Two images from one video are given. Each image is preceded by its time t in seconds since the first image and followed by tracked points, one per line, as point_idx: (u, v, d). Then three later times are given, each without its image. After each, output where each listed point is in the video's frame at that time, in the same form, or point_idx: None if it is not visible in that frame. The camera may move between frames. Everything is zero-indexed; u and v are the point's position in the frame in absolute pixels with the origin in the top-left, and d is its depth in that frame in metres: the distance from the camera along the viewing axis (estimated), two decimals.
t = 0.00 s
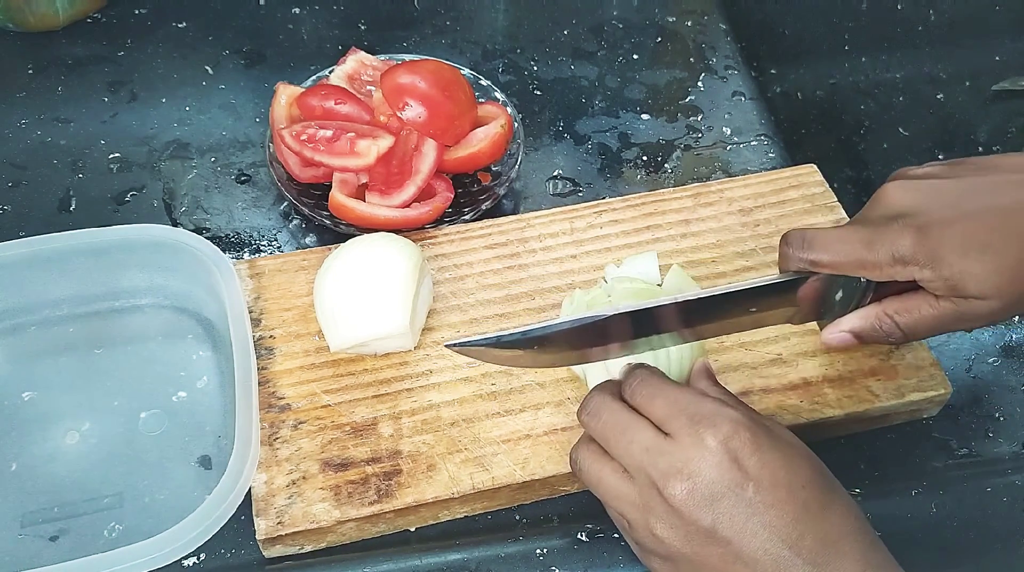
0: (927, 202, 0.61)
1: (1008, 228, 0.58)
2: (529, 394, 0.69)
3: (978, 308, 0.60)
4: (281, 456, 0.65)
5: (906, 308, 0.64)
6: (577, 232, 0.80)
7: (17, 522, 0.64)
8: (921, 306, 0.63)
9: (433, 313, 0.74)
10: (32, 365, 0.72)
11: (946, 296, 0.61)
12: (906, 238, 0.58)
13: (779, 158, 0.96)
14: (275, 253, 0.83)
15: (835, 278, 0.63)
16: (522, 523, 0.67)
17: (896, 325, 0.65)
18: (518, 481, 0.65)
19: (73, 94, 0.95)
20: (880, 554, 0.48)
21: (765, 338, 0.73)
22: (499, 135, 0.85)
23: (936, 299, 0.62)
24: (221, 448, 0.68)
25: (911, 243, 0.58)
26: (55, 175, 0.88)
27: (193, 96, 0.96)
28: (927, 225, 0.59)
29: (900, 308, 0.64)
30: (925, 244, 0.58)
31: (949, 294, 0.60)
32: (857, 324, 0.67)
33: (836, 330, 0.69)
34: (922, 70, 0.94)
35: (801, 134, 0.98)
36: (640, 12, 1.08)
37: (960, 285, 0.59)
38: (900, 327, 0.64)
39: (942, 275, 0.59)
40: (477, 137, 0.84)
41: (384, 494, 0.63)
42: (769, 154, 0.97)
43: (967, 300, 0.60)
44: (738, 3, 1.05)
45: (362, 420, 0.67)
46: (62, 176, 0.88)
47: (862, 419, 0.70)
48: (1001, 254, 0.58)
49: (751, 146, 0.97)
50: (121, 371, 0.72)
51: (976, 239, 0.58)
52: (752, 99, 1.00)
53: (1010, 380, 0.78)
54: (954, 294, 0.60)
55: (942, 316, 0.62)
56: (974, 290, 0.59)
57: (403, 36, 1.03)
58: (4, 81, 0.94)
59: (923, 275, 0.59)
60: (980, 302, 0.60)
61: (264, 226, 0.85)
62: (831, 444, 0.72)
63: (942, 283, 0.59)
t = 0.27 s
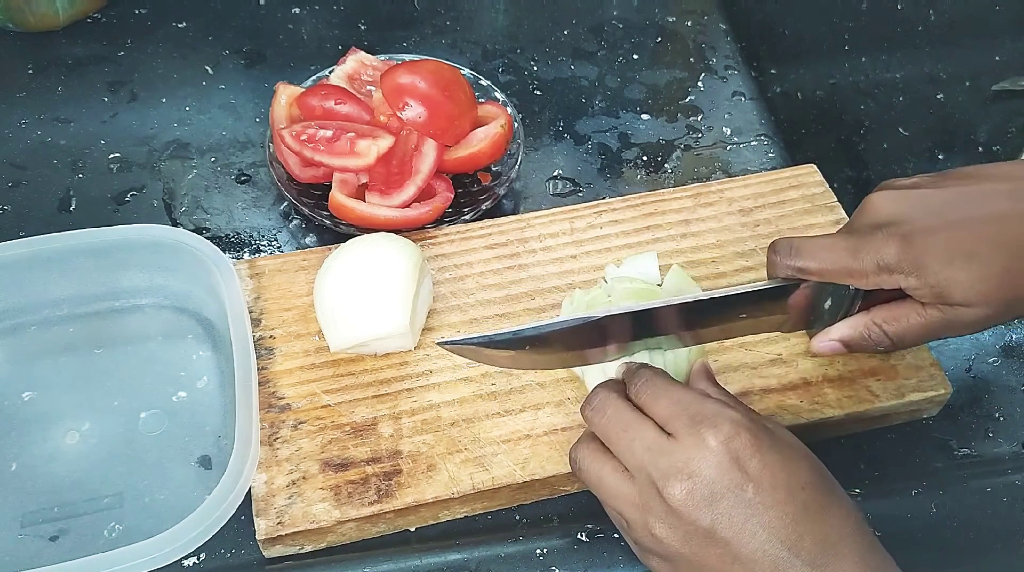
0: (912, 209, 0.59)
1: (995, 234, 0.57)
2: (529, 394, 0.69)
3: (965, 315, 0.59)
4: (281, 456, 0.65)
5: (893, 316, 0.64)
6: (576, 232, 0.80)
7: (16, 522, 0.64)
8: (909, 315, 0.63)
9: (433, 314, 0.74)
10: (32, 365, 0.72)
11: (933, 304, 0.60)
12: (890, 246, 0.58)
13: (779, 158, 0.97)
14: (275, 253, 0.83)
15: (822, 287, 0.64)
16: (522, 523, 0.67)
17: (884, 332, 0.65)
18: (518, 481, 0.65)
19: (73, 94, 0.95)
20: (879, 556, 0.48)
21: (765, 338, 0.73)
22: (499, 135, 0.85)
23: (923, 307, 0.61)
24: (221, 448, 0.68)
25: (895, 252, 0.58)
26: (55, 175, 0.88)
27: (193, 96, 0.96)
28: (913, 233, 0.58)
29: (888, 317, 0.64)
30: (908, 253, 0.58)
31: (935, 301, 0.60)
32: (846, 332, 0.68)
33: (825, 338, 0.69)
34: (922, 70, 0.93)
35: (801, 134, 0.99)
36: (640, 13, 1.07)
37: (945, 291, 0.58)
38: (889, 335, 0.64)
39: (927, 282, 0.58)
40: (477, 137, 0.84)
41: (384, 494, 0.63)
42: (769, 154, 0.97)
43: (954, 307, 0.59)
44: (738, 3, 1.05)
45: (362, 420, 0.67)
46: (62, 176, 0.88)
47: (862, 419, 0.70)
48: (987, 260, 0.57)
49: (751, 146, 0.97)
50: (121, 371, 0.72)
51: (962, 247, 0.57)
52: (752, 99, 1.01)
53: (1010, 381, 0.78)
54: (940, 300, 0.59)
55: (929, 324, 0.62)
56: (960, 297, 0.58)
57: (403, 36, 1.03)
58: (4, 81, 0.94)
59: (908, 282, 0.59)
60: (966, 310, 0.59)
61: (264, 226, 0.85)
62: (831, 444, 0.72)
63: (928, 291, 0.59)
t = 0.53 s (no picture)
0: (877, 230, 0.59)
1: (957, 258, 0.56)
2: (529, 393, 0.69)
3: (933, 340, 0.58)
4: (281, 456, 0.65)
5: (865, 339, 0.62)
6: (576, 232, 0.80)
7: (17, 522, 0.64)
8: (880, 337, 0.61)
9: (432, 314, 0.74)
10: (32, 365, 0.72)
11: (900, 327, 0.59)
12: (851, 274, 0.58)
13: (779, 159, 0.95)
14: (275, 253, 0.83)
15: (795, 314, 0.63)
16: (522, 523, 0.67)
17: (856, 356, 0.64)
18: (518, 481, 0.65)
19: (74, 94, 0.95)
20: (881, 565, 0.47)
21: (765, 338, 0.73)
22: (499, 135, 0.85)
23: (892, 330, 0.60)
24: (221, 448, 0.68)
25: (856, 280, 0.57)
26: (56, 175, 0.88)
27: (193, 96, 0.96)
28: (873, 262, 0.57)
29: (860, 340, 0.62)
30: (870, 279, 0.57)
31: (901, 326, 0.59)
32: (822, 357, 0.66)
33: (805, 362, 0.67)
34: (922, 69, 0.98)
35: (801, 135, 0.97)
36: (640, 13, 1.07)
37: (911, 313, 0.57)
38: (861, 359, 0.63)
39: (889, 308, 0.58)
40: (477, 137, 0.84)
41: (384, 494, 0.63)
42: (769, 155, 0.95)
43: (920, 331, 0.59)
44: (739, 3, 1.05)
45: (362, 420, 0.67)
46: (62, 176, 0.88)
47: (861, 419, 0.70)
48: (951, 282, 0.56)
49: (751, 146, 0.95)
50: (121, 371, 0.72)
51: (922, 273, 0.56)
52: (752, 99, 0.99)
53: (1010, 381, 0.78)
54: (906, 325, 0.59)
55: (900, 346, 0.61)
56: (925, 320, 0.57)
57: (403, 36, 1.03)
58: (4, 82, 0.94)
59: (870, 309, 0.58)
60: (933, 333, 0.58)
61: (264, 226, 0.85)
62: (831, 444, 0.72)
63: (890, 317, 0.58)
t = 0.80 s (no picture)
0: (863, 201, 0.60)
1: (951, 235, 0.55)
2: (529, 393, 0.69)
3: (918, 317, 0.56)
4: (281, 455, 0.65)
5: (847, 308, 0.57)
6: (576, 232, 0.80)
7: (16, 522, 0.64)
8: (866, 302, 0.56)
9: (431, 314, 0.74)
10: (31, 365, 0.72)
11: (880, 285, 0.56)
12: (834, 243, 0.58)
13: (779, 159, 0.94)
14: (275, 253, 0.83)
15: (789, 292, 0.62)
16: (522, 523, 0.67)
17: (849, 330, 0.57)
18: (517, 480, 0.65)
19: (74, 94, 0.95)
20: None
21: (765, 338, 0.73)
22: (499, 135, 0.85)
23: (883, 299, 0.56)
24: (220, 448, 0.68)
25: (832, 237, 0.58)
26: (56, 175, 0.88)
27: (193, 96, 0.96)
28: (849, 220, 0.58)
29: (845, 310, 0.57)
30: (843, 233, 0.58)
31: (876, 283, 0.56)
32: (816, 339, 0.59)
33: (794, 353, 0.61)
34: (921, 69, 0.99)
35: (801, 135, 0.97)
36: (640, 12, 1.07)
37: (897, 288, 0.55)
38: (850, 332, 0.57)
39: (860, 261, 0.56)
40: (477, 137, 0.84)
41: (383, 493, 0.63)
42: (769, 155, 0.95)
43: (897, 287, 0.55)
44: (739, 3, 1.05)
45: (361, 419, 0.67)
46: (62, 176, 0.88)
47: (861, 418, 0.70)
48: (942, 263, 0.54)
49: (751, 146, 0.95)
50: (120, 372, 0.72)
51: (891, 224, 0.56)
52: (752, 99, 0.98)
53: (1010, 381, 0.77)
54: (879, 279, 0.56)
55: (879, 306, 0.56)
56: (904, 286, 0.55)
57: (403, 36, 1.03)
58: (4, 82, 0.94)
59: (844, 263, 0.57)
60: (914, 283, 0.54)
61: (264, 226, 0.85)
62: (830, 444, 0.72)
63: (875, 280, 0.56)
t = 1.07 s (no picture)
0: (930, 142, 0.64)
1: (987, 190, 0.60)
2: (529, 393, 0.69)
3: (976, 265, 0.60)
4: (281, 455, 0.65)
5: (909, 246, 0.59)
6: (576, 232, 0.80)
7: (17, 522, 0.64)
8: (929, 241, 0.58)
9: (432, 314, 0.74)
10: (31, 365, 0.72)
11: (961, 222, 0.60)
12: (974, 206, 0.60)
13: (779, 158, 0.96)
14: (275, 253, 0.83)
15: (841, 217, 0.64)
16: (522, 523, 0.67)
17: (904, 269, 0.58)
18: (517, 480, 0.65)
19: (74, 94, 0.95)
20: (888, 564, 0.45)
21: (765, 338, 0.73)
22: (499, 135, 0.85)
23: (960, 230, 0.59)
24: (220, 448, 0.68)
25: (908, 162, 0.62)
26: (56, 174, 0.88)
27: (193, 96, 0.96)
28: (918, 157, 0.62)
29: (905, 249, 0.58)
30: (927, 163, 0.62)
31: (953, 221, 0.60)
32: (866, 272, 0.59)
33: (836, 283, 0.60)
34: (922, 69, 0.95)
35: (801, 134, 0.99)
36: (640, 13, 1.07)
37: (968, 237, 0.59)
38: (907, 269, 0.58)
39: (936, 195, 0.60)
40: (477, 137, 0.84)
41: (383, 493, 0.63)
42: (769, 154, 0.97)
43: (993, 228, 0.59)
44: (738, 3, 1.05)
45: (361, 419, 0.67)
46: (62, 176, 0.88)
47: (861, 418, 0.70)
48: (1014, 215, 0.59)
49: (751, 146, 0.97)
50: (120, 372, 0.72)
51: (954, 167, 0.61)
52: (752, 99, 1.01)
53: (1011, 381, 0.77)
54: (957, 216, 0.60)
55: (941, 252, 0.58)
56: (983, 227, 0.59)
57: (403, 36, 1.03)
58: (4, 82, 0.94)
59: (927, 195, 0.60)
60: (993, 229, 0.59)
61: (264, 226, 0.85)
62: (830, 444, 0.72)
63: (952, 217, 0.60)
